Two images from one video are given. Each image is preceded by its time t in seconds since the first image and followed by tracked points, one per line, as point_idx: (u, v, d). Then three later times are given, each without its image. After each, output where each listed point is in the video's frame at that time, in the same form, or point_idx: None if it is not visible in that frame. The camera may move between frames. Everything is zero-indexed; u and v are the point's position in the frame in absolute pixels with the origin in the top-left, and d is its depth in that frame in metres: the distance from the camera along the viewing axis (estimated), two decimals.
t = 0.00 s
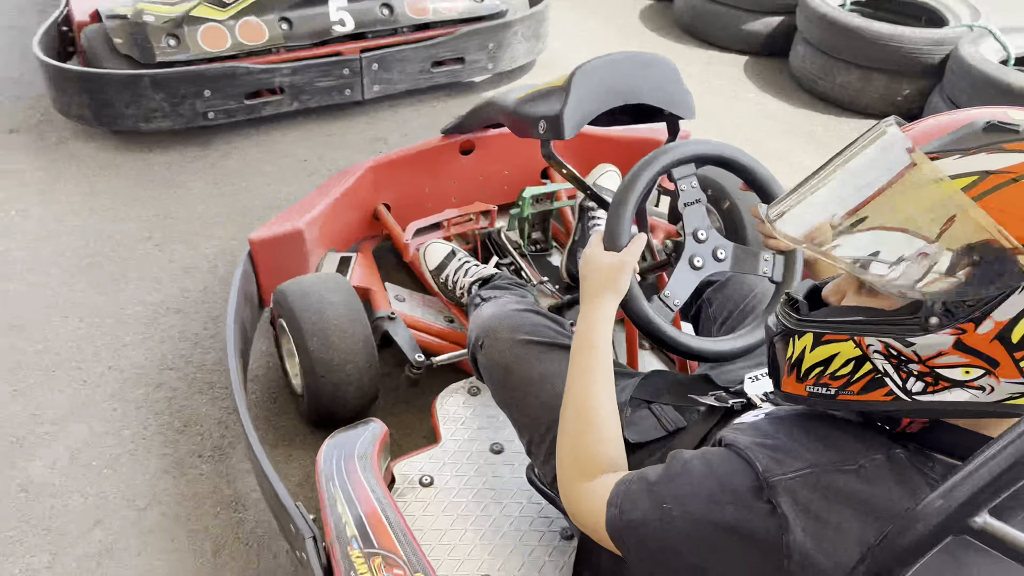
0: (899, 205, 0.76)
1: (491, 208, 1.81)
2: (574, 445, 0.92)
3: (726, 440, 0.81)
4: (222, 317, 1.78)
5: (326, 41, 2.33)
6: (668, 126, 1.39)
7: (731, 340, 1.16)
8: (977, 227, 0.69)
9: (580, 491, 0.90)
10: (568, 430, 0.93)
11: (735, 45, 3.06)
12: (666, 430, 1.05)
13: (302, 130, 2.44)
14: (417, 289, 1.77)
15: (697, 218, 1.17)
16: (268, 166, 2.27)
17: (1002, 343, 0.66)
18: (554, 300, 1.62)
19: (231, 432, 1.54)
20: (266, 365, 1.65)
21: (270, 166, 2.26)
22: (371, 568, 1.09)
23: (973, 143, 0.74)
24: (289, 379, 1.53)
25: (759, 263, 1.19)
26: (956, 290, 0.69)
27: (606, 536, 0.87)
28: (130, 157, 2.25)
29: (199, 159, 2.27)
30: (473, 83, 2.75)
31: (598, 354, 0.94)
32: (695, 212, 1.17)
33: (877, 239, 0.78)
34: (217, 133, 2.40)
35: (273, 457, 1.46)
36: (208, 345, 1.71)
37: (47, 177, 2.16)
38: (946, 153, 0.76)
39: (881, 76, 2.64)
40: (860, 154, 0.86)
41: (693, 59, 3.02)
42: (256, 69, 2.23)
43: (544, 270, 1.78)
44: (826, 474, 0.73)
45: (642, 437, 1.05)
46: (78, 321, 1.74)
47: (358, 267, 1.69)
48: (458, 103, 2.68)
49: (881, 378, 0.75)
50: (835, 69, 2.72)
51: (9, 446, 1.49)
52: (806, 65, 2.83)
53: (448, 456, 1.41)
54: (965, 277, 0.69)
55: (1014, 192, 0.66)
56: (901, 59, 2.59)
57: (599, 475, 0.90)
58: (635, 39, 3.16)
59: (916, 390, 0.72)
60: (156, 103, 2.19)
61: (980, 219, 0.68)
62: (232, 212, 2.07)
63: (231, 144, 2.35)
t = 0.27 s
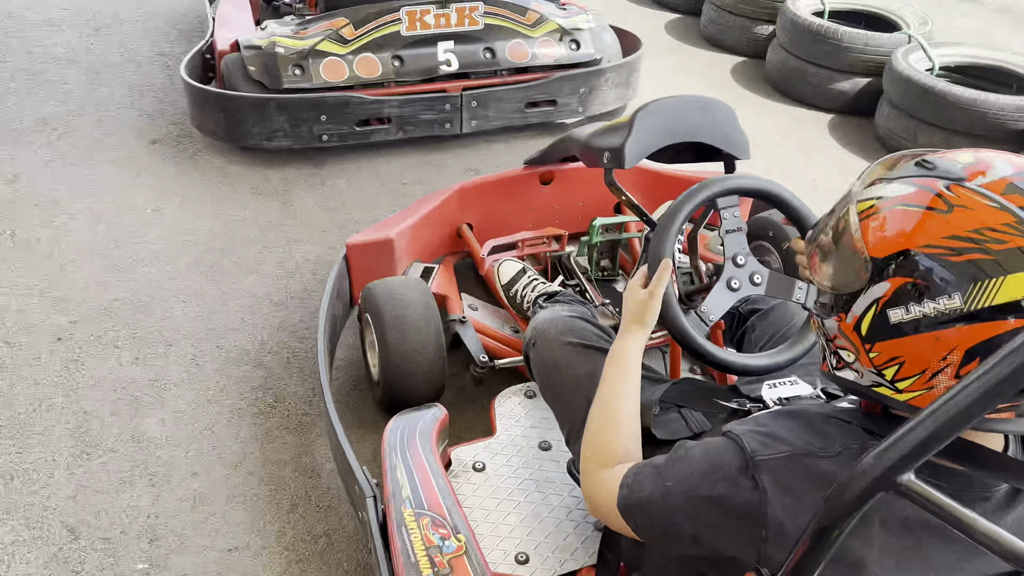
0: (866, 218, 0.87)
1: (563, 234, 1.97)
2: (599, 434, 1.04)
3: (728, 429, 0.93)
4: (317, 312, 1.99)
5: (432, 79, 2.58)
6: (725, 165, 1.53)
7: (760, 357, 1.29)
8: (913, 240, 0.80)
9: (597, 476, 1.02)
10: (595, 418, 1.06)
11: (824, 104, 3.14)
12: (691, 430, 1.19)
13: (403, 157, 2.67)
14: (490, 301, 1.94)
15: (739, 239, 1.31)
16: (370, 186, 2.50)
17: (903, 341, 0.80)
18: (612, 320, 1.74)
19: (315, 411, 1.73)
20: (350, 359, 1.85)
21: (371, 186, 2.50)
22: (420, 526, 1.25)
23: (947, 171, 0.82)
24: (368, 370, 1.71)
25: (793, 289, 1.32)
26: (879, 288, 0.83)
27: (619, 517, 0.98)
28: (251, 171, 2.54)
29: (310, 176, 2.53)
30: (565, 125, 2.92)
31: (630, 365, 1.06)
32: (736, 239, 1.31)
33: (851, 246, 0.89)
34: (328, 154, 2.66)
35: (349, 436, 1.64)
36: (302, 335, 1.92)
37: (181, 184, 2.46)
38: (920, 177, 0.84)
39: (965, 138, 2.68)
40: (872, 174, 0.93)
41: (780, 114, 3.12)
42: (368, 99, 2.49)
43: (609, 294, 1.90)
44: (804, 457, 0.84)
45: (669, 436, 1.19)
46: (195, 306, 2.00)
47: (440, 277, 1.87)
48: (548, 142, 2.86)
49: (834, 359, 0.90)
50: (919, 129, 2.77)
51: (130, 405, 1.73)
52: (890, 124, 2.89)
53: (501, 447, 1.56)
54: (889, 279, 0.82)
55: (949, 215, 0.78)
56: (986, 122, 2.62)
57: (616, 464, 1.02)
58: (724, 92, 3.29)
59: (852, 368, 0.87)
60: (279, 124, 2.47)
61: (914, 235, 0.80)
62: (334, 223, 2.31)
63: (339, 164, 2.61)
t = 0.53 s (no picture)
0: (870, 266, 1.01)
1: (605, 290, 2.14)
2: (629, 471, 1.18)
3: (739, 462, 1.05)
4: (376, 351, 2.16)
5: (492, 142, 2.80)
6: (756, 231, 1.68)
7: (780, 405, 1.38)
8: (901, 284, 0.95)
9: (622, 505, 1.15)
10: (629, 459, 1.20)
11: (866, 179, 3.26)
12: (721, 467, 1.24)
13: (461, 212, 2.86)
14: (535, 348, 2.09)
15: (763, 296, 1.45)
16: (429, 238, 2.70)
17: (882, 368, 0.94)
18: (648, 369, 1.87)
19: (370, 440, 1.88)
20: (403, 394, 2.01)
21: (430, 238, 2.70)
22: (462, 542, 1.39)
23: (943, 234, 0.96)
24: (420, 404, 1.86)
25: (812, 345, 1.45)
26: (868, 322, 0.97)
27: (638, 542, 1.12)
28: (321, 220, 2.76)
29: (375, 227, 2.74)
30: (613, 189, 3.10)
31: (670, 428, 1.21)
32: (760, 296, 1.45)
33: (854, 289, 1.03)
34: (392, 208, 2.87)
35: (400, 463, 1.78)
36: (362, 370, 2.09)
37: (257, 229, 2.69)
38: (922, 238, 0.98)
39: (1001, 217, 2.79)
40: (887, 233, 1.05)
41: (822, 186, 3.25)
42: (432, 159, 2.71)
43: (647, 347, 2.04)
44: (805, 483, 0.96)
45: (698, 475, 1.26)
46: (266, 339, 2.19)
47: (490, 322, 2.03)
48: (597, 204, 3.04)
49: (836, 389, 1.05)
50: (955, 207, 2.89)
51: (204, 424, 1.91)
52: (928, 200, 3.01)
53: (539, 480, 1.69)
54: (876, 313, 0.96)
55: (936, 269, 0.93)
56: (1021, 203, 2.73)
57: (639, 495, 1.15)
58: (769, 164, 3.43)
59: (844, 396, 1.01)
60: (350, 179, 2.69)
61: (903, 280, 0.95)
62: (395, 270, 2.51)
63: (402, 217, 2.81)
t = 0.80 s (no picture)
0: (867, 295, 1.14)
1: (624, 324, 2.27)
2: (639, 474, 1.29)
3: (742, 472, 1.19)
4: (406, 376, 2.30)
5: (519, 186, 2.97)
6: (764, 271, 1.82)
7: (782, 429, 1.53)
8: (894, 308, 1.07)
9: (634, 505, 1.28)
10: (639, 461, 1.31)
11: (876, 229, 3.39)
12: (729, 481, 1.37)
13: (488, 250, 3.03)
14: (555, 377, 2.23)
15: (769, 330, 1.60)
16: (458, 274, 2.86)
17: (870, 378, 1.06)
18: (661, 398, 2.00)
19: (401, 458, 2.01)
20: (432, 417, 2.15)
21: (459, 274, 2.86)
22: (486, 546, 1.51)
23: (932, 269, 1.09)
24: (448, 425, 2.00)
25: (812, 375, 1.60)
26: (860, 339, 1.10)
27: (653, 540, 1.25)
28: (356, 255, 2.92)
29: (407, 262, 2.90)
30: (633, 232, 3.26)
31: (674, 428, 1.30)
32: (765, 329, 1.59)
33: (849, 316, 1.16)
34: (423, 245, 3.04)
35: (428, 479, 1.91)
36: (394, 393, 2.23)
37: (296, 261, 2.86)
38: (914, 271, 1.11)
39: (1004, 268, 2.92)
40: (880, 272, 1.19)
41: (834, 234, 3.39)
42: (463, 201, 2.88)
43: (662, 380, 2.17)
44: (799, 487, 1.09)
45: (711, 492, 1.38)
46: (304, 363, 2.34)
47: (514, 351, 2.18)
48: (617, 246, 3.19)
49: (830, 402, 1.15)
50: (962, 258, 3.02)
51: (247, 438, 2.04)
52: (935, 251, 3.14)
53: (559, 498, 1.81)
54: (868, 332, 1.08)
55: (919, 295, 1.06)
56: None
57: (651, 497, 1.27)
58: (783, 213, 3.58)
59: (834, 404, 1.13)
60: (385, 218, 2.87)
61: (892, 303, 1.07)
62: (426, 303, 2.66)
63: (432, 254, 2.98)
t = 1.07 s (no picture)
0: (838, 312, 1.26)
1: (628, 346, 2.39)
2: (638, 472, 1.39)
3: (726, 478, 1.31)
4: (420, 393, 2.42)
5: (531, 215, 3.11)
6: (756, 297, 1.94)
7: (770, 443, 1.62)
8: (860, 323, 1.19)
9: (634, 504, 1.39)
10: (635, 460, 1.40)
11: (876, 260, 3.49)
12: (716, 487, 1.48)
13: (501, 275, 3.16)
14: (562, 396, 2.34)
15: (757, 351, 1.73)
16: (472, 297, 2.99)
17: (839, 387, 1.18)
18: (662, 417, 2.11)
19: (414, 468, 2.13)
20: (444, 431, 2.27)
21: (473, 297, 2.99)
22: (491, 546, 1.62)
23: (895, 291, 1.22)
24: (459, 438, 2.12)
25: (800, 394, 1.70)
26: (831, 351, 1.21)
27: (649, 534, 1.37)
28: (375, 278, 3.07)
29: (424, 285, 3.04)
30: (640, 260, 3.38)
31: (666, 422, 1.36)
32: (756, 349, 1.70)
33: (822, 331, 1.28)
34: (438, 269, 3.18)
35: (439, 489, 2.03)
36: (409, 409, 2.35)
37: (318, 284, 3.01)
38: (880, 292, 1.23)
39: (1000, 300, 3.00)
40: (851, 292, 1.31)
41: (836, 266, 3.50)
42: (477, 227, 3.02)
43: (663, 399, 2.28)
44: (774, 489, 1.21)
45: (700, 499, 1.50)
46: (325, 378, 2.47)
47: (523, 369, 2.30)
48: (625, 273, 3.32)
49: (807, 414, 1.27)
50: (960, 289, 3.11)
51: (270, 447, 2.17)
52: (935, 282, 3.23)
53: (563, 507, 1.92)
54: (838, 344, 1.20)
55: (882, 312, 1.18)
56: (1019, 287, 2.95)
57: (649, 495, 1.39)
58: (787, 244, 3.69)
59: (810, 412, 1.26)
60: (403, 243, 3.02)
61: (859, 317, 1.19)
62: (440, 324, 2.79)
63: (447, 278, 3.11)
